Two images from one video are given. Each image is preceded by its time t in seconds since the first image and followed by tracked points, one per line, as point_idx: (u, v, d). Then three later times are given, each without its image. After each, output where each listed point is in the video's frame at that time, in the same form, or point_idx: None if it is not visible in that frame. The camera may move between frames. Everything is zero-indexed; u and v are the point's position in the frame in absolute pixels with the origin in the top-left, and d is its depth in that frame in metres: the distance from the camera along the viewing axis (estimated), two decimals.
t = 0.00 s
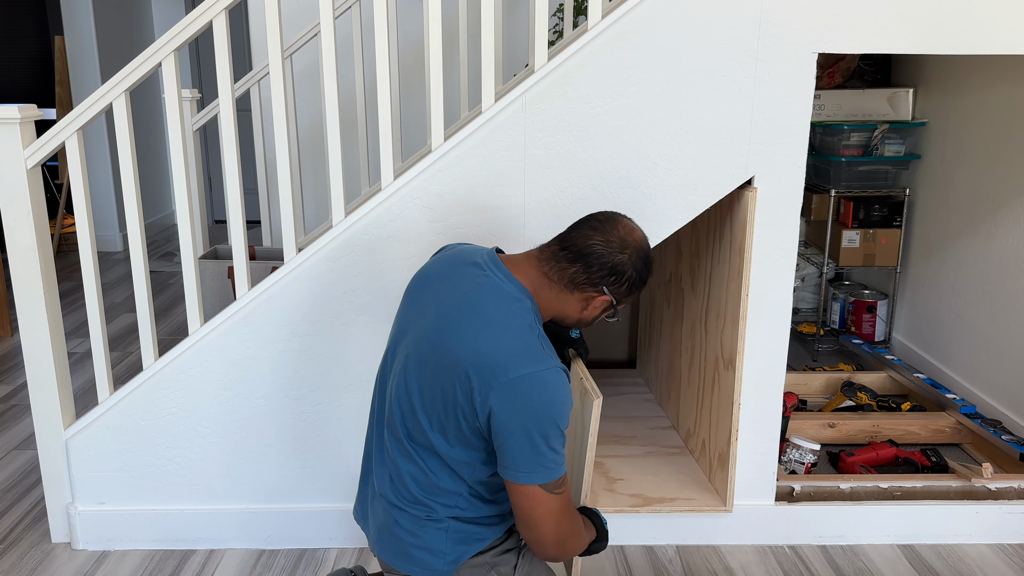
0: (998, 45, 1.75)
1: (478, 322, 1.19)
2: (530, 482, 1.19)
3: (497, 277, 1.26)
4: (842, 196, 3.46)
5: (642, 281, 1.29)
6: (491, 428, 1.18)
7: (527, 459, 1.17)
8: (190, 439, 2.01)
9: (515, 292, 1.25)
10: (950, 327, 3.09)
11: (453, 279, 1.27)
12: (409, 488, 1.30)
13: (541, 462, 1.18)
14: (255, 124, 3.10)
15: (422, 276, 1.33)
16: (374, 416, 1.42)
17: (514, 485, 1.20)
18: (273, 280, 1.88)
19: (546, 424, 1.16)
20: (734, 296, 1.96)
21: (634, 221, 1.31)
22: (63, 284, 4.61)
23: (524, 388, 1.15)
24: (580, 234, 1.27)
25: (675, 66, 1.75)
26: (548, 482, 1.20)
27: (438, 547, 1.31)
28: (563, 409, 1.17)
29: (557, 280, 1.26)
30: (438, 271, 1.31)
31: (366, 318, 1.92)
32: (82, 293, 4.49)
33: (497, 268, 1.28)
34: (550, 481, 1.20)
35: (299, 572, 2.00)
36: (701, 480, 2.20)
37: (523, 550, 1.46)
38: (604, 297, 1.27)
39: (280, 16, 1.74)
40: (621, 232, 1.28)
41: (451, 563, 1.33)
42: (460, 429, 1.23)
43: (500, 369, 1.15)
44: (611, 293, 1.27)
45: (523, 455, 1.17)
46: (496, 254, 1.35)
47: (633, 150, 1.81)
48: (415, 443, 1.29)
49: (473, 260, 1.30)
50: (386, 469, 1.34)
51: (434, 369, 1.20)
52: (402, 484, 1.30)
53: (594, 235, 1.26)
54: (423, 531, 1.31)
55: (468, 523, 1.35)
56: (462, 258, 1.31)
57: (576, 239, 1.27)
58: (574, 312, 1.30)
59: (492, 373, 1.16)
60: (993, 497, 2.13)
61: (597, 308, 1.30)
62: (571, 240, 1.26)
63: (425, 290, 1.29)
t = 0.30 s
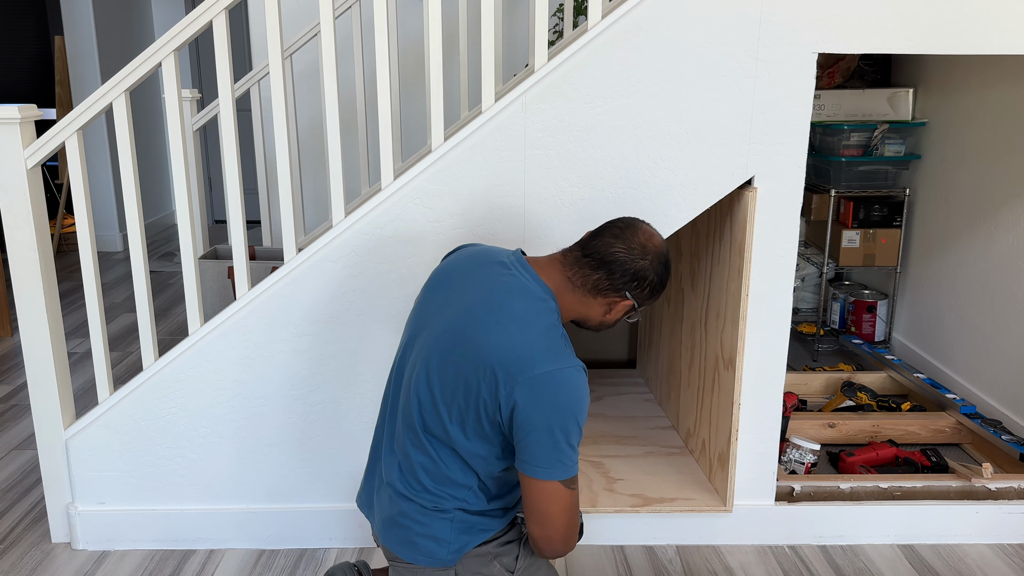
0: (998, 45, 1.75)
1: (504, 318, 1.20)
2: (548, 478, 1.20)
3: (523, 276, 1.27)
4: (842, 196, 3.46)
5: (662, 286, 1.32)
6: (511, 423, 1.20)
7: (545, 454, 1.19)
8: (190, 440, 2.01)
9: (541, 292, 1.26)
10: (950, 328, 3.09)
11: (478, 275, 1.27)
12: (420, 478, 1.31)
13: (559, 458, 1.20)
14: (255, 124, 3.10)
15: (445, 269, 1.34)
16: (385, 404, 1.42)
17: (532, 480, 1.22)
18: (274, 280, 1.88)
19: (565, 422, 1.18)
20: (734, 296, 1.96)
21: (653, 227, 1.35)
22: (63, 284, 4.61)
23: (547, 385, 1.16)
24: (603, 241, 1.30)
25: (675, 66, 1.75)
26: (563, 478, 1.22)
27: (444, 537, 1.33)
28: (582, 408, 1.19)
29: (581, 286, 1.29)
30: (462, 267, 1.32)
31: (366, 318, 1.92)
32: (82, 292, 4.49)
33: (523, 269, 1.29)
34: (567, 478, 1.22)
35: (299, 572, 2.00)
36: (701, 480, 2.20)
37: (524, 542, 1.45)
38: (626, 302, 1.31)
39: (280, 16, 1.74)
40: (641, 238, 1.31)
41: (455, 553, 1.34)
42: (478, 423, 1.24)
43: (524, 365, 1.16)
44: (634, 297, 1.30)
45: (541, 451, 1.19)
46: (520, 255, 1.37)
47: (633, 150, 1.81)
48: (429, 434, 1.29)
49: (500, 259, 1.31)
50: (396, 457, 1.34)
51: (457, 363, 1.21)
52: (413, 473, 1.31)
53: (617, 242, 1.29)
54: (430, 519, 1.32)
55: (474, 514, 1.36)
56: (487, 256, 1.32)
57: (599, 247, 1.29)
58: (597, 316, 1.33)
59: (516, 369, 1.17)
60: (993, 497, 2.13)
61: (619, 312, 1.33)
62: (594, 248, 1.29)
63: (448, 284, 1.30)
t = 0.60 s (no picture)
0: (998, 45, 1.75)
1: (522, 316, 1.20)
2: (559, 474, 1.21)
3: (541, 277, 1.28)
4: (842, 196, 3.46)
5: (676, 290, 1.33)
6: (525, 418, 1.20)
7: (557, 451, 1.19)
8: (191, 439, 2.01)
9: (558, 293, 1.27)
10: (950, 328, 3.09)
11: (496, 272, 1.28)
12: (428, 469, 1.31)
13: (570, 455, 1.20)
14: (255, 125, 3.11)
15: (462, 264, 1.34)
16: (395, 394, 1.42)
17: (542, 476, 1.22)
18: (273, 280, 1.88)
19: (578, 419, 1.18)
20: (734, 296, 1.96)
21: (668, 232, 1.35)
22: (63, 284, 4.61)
23: (562, 383, 1.17)
24: (619, 244, 1.30)
25: (675, 66, 1.75)
26: (572, 477, 1.22)
27: (448, 527, 1.33)
28: (594, 407, 1.19)
29: (597, 288, 1.30)
30: (480, 263, 1.32)
31: (367, 318, 1.92)
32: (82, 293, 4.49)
33: (541, 269, 1.30)
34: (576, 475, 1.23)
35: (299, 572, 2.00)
36: (701, 480, 2.20)
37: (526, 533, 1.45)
38: (640, 305, 1.31)
39: (280, 16, 1.74)
40: (657, 243, 1.31)
41: (458, 543, 1.34)
42: (490, 417, 1.25)
43: (541, 362, 1.17)
44: (648, 300, 1.31)
45: (553, 447, 1.19)
46: (537, 254, 1.37)
47: (633, 150, 1.81)
48: (440, 426, 1.29)
49: (518, 257, 1.31)
50: (405, 447, 1.34)
51: (473, 357, 1.21)
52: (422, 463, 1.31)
53: (633, 246, 1.29)
54: (436, 509, 1.32)
55: (479, 506, 1.36)
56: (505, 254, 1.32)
57: (615, 250, 1.30)
58: (610, 318, 1.34)
59: (533, 365, 1.17)
60: (993, 497, 2.13)
61: (633, 314, 1.33)
62: (611, 251, 1.30)
63: (465, 278, 1.30)
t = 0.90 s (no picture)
0: (998, 45, 1.75)
1: (534, 320, 1.21)
2: (568, 476, 1.23)
3: (551, 279, 1.28)
4: (842, 195, 3.46)
5: (682, 292, 1.33)
6: (536, 422, 1.22)
7: (566, 453, 1.22)
8: (191, 439, 2.01)
9: (568, 297, 1.27)
10: (950, 328, 3.09)
11: (506, 273, 1.27)
12: (433, 468, 1.31)
13: (579, 458, 1.22)
14: (255, 125, 3.11)
15: (469, 262, 1.33)
16: (399, 389, 1.42)
17: (552, 478, 1.25)
18: (273, 281, 1.88)
19: (587, 424, 1.20)
20: (734, 296, 1.96)
21: (674, 234, 1.35)
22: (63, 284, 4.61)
23: (574, 388, 1.18)
24: (628, 246, 1.30)
25: (675, 65, 1.75)
26: (580, 479, 1.25)
27: (451, 526, 1.33)
28: (604, 411, 1.21)
29: (605, 290, 1.29)
30: (488, 261, 1.31)
31: (367, 318, 1.92)
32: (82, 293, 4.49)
33: (550, 271, 1.30)
34: (584, 476, 1.25)
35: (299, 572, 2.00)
36: (701, 480, 2.20)
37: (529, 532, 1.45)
38: (647, 306, 1.31)
39: (280, 16, 1.74)
40: (664, 245, 1.32)
41: (460, 541, 1.34)
42: (500, 418, 1.25)
43: (554, 368, 1.18)
44: (655, 302, 1.31)
45: (563, 450, 1.21)
46: (544, 253, 1.37)
47: (632, 150, 1.81)
48: (446, 426, 1.29)
49: (527, 258, 1.31)
50: (409, 444, 1.34)
51: (485, 361, 1.22)
52: (426, 462, 1.31)
53: (641, 248, 1.29)
54: (439, 508, 1.32)
55: (482, 503, 1.36)
56: (513, 253, 1.31)
57: (624, 252, 1.30)
58: (617, 319, 1.34)
59: (546, 370, 1.18)
60: (993, 497, 2.14)
61: (639, 316, 1.33)
62: (619, 252, 1.29)
63: (473, 278, 1.29)
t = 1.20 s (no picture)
0: (998, 45, 1.75)
1: (538, 327, 1.22)
2: (570, 480, 1.26)
3: (553, 284, 1.28)
4: (842, 196, 3.46)
5: (683, 298, 1.33)
6: (538, 427, 1.23)
7: (568, 457, 1.24)
8: (191, 439, 2.01)
9: (570, 303, 1.27)
10: (950, 328, 3.09)
11: (509, 278, 1.27)
12: (433, 470, 1.31)
13: (580, 461, 1.24)
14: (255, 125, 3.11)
15: (470, 264, 1.33)
16: (397, 389, 1.41)
17: (555, 479, 1.27)
18: (274, 280, 1.88)
19: (589, 430, 1.22)
20: (734, 296, 1.96)
21: (676, 240, 1.35)
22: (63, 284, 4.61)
23: (579, 398, 1.20)
24: (629, 253, 1.30)
25: (675, 65, 1.75)
26: (581, 481, 1.27)
27: (451, 526, 1.33)
28: (605, 417, 1.23)
29: (606, 296, 1.29)
30: (490, 264, 1.31)
31: (367, 318, 1.92)
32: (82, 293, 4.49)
33: (553, 276, 1.30)
34: (584, 478, 1.28)
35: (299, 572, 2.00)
36: (701, 480, 2.20)
37: (528, 531, 1.45)
38: (648, 312, 1.31)
39: (280, 16, 1.73)
40: (666, 252, 1.31)
41: (460, 541, 1.34)
42: (502, 423, 1.26)
43: (559, 379, 1.20)
44: (655, 309, 1.31)
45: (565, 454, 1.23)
46: (545, 257, 1.36)
47: (632, 150, 1.81)
48: (448, 429, 1.29)
49: (530, 263, 1.30)
50: (408, 446, 1.33)
51: (489, 367, 1.22)
52: (426, 465, 1.31)
53: (643, 255, 1.29)
54: (440, 508, 1.32)
55: (481, 503, 1.36)
56: (516, 256, 1.31)
57: (625, 258, 1.29)
58: (617, 324, 1.34)
59: (550, 377, 1.19)
60: (993, 497, 2.14)
61: (639, 321, 1.34)
62: (621, 259, 1.29)
63: (476, 281, 1.29)
